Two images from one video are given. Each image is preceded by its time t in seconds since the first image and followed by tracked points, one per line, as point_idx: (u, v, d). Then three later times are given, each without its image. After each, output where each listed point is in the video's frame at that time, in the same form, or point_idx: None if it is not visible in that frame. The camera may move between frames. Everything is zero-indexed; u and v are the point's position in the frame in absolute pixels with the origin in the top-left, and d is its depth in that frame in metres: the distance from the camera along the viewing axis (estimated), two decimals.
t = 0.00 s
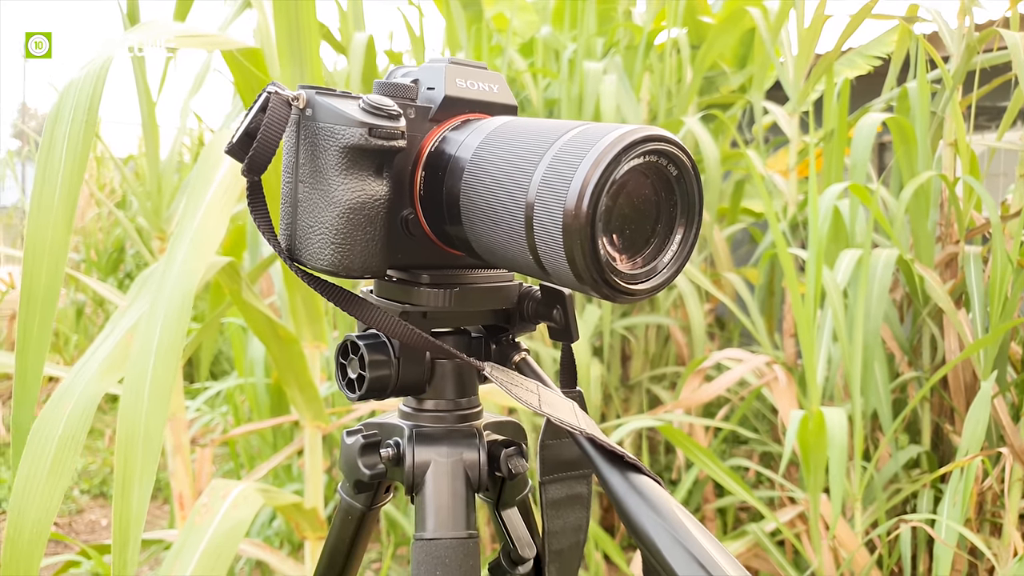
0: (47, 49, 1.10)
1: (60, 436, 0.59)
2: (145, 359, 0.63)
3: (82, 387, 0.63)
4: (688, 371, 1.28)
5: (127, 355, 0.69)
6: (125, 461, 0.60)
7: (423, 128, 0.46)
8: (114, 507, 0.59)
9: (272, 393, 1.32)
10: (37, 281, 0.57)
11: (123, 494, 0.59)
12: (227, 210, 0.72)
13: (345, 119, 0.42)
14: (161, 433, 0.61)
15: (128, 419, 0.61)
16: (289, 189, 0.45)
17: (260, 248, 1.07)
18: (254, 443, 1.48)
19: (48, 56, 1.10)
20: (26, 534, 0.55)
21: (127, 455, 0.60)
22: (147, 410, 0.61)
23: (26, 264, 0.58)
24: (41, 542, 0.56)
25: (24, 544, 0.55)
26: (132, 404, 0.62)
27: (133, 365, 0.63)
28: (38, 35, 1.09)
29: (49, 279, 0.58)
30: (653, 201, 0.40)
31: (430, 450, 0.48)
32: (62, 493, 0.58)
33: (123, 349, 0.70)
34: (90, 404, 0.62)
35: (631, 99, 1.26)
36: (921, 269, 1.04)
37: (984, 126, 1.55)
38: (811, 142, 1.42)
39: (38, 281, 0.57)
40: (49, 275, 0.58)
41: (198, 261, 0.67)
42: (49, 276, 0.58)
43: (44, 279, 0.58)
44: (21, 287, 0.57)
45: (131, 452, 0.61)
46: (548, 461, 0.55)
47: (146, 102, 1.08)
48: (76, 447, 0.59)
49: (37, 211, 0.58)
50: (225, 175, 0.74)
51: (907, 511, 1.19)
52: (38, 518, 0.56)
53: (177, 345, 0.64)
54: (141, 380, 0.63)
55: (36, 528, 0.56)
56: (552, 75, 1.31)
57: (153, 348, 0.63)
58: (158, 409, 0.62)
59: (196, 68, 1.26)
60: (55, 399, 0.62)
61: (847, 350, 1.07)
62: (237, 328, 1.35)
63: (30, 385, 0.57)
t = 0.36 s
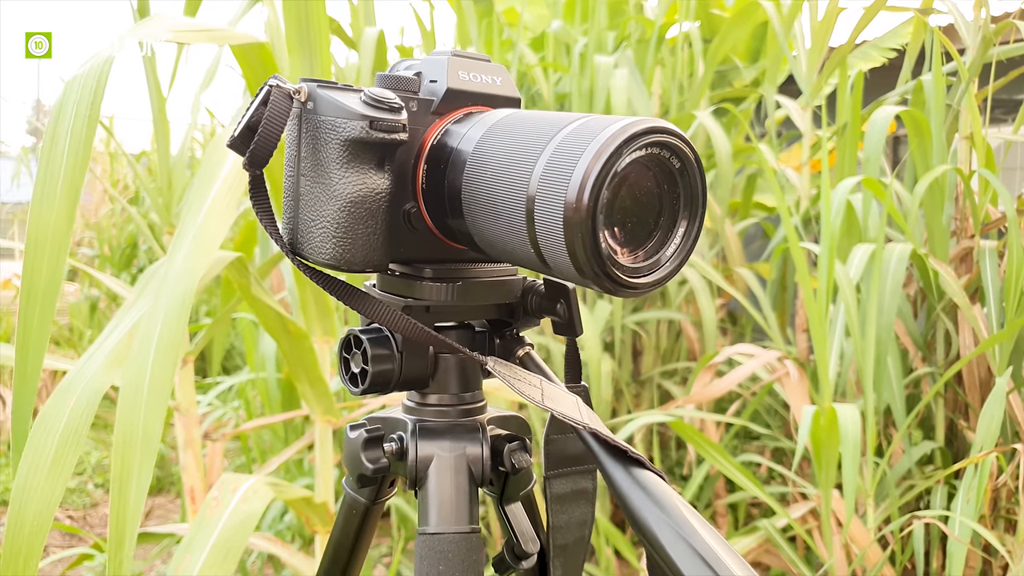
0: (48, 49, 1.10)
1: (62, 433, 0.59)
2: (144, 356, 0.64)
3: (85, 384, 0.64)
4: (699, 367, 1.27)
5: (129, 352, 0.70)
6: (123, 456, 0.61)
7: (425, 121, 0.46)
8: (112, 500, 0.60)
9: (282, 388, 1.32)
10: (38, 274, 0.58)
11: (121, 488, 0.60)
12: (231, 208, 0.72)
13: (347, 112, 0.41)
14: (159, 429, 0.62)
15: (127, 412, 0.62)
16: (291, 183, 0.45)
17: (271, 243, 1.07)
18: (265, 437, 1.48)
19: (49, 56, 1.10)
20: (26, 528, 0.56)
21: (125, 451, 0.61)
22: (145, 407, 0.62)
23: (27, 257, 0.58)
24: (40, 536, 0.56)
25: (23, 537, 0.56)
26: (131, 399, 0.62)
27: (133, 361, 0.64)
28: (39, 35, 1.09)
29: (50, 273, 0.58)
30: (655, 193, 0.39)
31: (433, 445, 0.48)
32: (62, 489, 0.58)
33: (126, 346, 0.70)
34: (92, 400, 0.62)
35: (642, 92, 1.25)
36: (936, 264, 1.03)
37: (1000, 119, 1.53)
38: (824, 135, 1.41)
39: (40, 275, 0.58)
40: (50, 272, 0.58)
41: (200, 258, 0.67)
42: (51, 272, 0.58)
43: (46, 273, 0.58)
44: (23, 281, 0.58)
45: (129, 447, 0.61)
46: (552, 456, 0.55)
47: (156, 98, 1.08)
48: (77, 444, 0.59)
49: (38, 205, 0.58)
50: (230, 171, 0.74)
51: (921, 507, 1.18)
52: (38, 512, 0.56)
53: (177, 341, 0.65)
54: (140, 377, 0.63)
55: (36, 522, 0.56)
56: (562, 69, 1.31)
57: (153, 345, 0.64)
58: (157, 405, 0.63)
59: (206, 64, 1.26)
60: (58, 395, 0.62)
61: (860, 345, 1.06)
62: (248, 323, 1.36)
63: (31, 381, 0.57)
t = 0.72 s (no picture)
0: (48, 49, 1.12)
1: (81, 434, 0.62)
2: (156, 354, 0.64)
3: (101, 384, 0.66)
4: (712, 364, 1.27)
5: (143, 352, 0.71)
6: (135, 454, 0.62)
7: (430, 120, 0.46)
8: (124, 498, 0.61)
9: (296, 384, 1.33)
10: (41, 270, 0.58)
11: (133, 485, 0.61)
12: (242, 206, 0.72)
13: (351, 111, 0.42)
14: (170, 426, 0.63)
15: (139, 410, 0.63)
16: (297, 182, 0.45)
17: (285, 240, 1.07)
18: (279, 434, 1.49)
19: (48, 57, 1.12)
20: (48, 526, 0.59)
21: (137, 448, 0.62)
22: (157, 405, 0.63)
23: (30, 253, 0.58)
24: (62, 533, 0.59)
25: (46, 535, 0.59)
26: (143, 398, 0.63)
27: (145, 360, 0.64)
28: (39, 36, 1.11)
29: (53, 269, 0.58)
30: (659, 192, 0.39)
31: (438, 442, 0.48)
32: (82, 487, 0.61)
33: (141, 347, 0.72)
34: (109, 401, 0.65)
35: (656, 89, 1.25)
36: (953, 261, 1.02)
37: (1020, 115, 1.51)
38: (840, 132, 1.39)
39: (42, 271, 0.58)
40: (52, 270, 0.58)
41: (212, 256, 0.68)
42: (53, 269, 0.58)
43: (48, 270, 0.58)
44: (25, 276, 0.58)
45: (141, 445, 0.62)
46: (558, 454, 0.55)
47: (171, 96, 1.09)
48: (95, 444, 0.62)
49: (43, 202, 0.59)
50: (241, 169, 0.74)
51: (937, 507, 1.17)
52: (59, 511, 0.59)
53: (188, 338, 0.65)
54: (152, 377, 0.64)
55: (58, 520, 0.59)
56: (576, 66, 1.30)
57: (164, 345, 0.64)
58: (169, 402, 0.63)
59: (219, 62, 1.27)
60: (75, 398, 0.65)
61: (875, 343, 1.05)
62: (262, 320, 1.36)
63: (32, 377, 0.58)
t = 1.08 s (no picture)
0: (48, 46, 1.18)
1: (93, 424, 0.64)
2: (173, 345, 0.65)
3: (113, 373, 0.68)
4: (725, 363, 1.26)
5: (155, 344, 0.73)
6: (153, 448, 0.62)
7: (429, 117, 0.46)
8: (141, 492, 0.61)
9: (309, 382, 1.33)
10: (59, 269, 0.59)
11: (150, 481, 0.61)
12: (254, 204, 0.74)
13: (349, 108, 0.42)
14: (187, 419, 0.63)
15: (157, 403, 0.63)
16: (296, 179, 0.46)
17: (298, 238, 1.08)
18: (292, 431, 1.50)
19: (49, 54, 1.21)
20: (60, 515, 0.60)
21: (155, 442, 0.62)
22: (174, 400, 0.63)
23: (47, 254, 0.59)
24: (73, 523, 0.60)
25: (58, 525, 0.60)
26: (160, 391, 0.64)
27: (162, 353, 0.65)
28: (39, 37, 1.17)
29: (71, 269, 0.59)
30: (655, 189, 0.39)
31: (437, 439, 0.48)
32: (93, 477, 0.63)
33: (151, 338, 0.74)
34: (119, 393, 0.66)
35: (669, 87, 1.25)
36: (969, 260, 1.01)
37: None
38: (856, 129, 1.38)
39: (60, 271, 0.59)
40: (70, 270, 0.59)
41: (226, 252, 0.69)
42: (71, 269, 0.59)
43: (66, 271, 0.59)
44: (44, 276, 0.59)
45: (159, 439, 0.62)
46: (559, 452, 0.55)
47: (185, 96, 1.10)
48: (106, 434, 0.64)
49: (60, 202, 0.59)
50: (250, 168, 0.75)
51: (952, 507, 1.16)
52: (71, 501, 0.61)
53: (205, 334, 0.66)
54: (169, 370, 0.64)
55: (69, 509, 0.60)
56: (589, 64, 1.30)
57: (181, 338, 0.65)
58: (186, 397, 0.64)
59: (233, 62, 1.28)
60: (87, 386, 0.66)
61: (890, 343, 1.04)
62: (276, 318, 1.37)
63: (54, 373, 0.60)
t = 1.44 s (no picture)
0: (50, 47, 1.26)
1: (101, 419, 0.64)
2: (179, 348, 0.65)
3: (123, 370, 0.68)
4: (740, 362, 1.25)
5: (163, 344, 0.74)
6: (158, 443, 0.63)
7: (427, 114, 0.46)
8: (147, 487, 0.62)
9: (324, 379, 1.34)
10: (74, 269, 0.60)
11: (156, 478, 0.62)
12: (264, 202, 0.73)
13: (346, 105, 0.42)
14: (193, 415, 0.64)
15: (163, 400, 0.64)
16: (295, 176, 0.46)
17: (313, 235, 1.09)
18: (308, 427, 1.51)
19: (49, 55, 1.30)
20: (66, 513, 0.61)
21: (160, 437, 0.63)
22: (180, 397, 0.64)
23: (62, 254, 0.60)
24: (79, 518, 0.61)
25: (65, 520, 0.61)
26: (165, 388, 0.64)
27: (167, 353, 0.65)
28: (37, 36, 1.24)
29: (86, 268, 0.60)
30: (650, 186, 0.39)
31: (436, 435, 0.49)
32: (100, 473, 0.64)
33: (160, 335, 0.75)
34: (127, 391, 0.67)
35: (685, 83, 1.24)
36: (990, 258, 0.99)
37: None
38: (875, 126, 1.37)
39: (75, 271, 0.60)
40: (85, 269, 0.60)
41: (235, 251, 0.69)
42: (86, 268, 0.60)
43: (80, 271, 0.60)
44: (59, 277, 0.60)
45: (164, 437, 0.63)
46: (559, 450, 0.55)
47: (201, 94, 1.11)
48: (114, 431, 0.65)
49: (75, 201, 0.60)
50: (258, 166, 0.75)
51: (972, 509, 1.15)
52: (78, 497, 0.62)
53: (212, 333, 0.66)
54: (176, 367, 0.65)
55: (77, 505, 0.62)
56: (604, 61, 1.30)
57: (188, 337, 0.65)
58: (191, 394, 0.65)
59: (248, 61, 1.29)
60: (98, 383, 0.67)
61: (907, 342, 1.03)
62: (292, 315, 1.38)
63: (67, 372, 0.60)
